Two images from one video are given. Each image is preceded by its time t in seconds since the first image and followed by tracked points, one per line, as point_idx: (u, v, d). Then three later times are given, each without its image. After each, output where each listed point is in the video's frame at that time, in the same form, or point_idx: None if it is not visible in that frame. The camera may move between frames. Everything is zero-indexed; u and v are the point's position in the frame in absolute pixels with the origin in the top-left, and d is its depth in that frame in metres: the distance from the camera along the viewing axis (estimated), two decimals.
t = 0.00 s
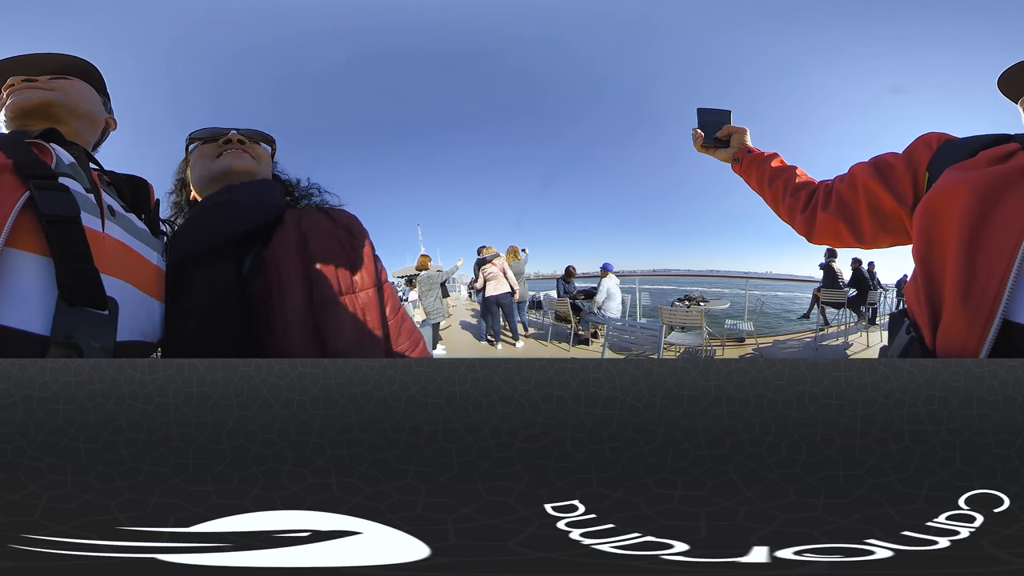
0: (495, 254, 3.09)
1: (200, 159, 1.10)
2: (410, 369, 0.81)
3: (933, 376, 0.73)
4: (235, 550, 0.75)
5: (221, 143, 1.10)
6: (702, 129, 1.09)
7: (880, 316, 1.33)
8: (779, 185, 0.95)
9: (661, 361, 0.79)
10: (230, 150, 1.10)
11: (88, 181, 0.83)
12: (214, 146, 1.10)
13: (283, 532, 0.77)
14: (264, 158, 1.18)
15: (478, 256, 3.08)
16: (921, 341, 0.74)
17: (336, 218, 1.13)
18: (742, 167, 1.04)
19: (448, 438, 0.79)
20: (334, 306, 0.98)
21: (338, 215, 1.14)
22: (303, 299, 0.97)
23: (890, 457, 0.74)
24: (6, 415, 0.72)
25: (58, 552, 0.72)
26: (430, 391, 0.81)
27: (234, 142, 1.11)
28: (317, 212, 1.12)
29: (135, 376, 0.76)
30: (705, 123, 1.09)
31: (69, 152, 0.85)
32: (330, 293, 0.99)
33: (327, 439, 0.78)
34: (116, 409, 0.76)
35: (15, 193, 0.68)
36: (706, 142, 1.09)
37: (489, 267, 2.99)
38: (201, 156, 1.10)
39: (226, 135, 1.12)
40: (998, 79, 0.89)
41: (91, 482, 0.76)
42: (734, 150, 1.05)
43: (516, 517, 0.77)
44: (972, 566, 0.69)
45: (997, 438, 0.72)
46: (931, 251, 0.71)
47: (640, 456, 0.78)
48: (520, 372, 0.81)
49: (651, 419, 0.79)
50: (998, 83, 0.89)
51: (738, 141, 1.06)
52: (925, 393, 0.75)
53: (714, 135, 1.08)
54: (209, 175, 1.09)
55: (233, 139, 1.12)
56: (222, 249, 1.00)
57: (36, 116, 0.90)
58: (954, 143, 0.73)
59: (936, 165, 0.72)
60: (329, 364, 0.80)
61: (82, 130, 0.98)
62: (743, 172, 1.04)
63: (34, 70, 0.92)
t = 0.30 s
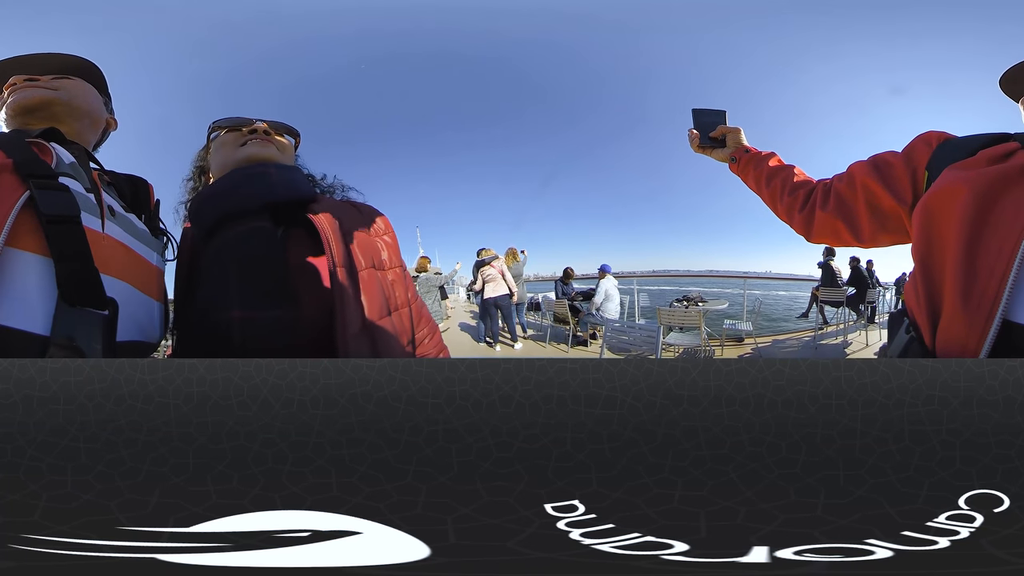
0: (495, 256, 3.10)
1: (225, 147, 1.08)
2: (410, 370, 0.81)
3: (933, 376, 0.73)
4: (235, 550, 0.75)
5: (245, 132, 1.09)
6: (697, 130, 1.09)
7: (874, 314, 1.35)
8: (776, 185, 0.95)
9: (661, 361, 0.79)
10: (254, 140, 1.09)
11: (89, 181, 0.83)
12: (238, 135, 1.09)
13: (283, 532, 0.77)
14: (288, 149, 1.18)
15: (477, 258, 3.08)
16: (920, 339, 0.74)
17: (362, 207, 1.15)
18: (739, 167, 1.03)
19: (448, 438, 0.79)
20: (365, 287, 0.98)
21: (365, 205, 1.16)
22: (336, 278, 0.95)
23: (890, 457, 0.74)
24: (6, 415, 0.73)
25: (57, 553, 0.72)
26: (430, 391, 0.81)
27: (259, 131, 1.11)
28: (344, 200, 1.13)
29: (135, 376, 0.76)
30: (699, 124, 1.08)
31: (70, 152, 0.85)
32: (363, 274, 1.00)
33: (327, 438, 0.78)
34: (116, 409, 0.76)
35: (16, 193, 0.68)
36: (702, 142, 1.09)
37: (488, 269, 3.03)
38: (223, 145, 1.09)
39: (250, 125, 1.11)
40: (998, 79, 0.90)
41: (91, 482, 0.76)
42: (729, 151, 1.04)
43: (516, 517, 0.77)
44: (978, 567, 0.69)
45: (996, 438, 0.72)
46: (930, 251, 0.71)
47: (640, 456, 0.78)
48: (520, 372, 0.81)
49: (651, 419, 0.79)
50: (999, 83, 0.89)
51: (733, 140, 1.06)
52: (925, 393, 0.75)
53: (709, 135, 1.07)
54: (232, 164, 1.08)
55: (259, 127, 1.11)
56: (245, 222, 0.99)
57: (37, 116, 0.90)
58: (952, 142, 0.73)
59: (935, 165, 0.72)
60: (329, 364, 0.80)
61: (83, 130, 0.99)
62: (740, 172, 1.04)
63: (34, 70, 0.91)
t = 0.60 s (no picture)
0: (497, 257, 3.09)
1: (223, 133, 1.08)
2: (410, 369, 0.81)
3: (933, 376, 0.73)
4: (234, 550, 0.75)
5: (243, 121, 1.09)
6: (696, 133, 1.09)
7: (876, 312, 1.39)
8: (776, 187, 0.94)
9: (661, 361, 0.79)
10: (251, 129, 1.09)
11: (88, 181, 0.83)
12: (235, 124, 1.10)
13: (283, 532, 0.77)
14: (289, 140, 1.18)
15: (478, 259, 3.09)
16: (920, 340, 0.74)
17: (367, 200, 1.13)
18: (739, 169, 1.04)
19: (448, 438, 0.79)
20: (375, 283, 0.95)
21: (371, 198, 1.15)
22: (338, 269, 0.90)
23: (890, 457, 0.74)
24: (6, 415, 0.72)
25: (57, 553, 0.72)
26: (430, 391, 0.81)
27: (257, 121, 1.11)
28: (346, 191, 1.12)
29: (135, 376, 0.76)
30: (699, 127, 1.09)
31: (69, 152, 0.85)
32: (373, 268, 0.97)
33: (327, 438, 0.78)
34: (116, 409, 0.76)
35: (16, 193, 0.68)
36: (702, 145, 1.09)
37: (491, 271, 3.07)
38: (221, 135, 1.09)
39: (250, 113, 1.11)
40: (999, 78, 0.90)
41: (91, 482, 0.76)
42: (730, 154, 1.05)
43: (516, 517, 0.77)
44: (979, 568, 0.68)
45: (996, 438, 0.72)
46: (930, 252, 0.71)
47: (640, 456, 0.78)
48: (520, 372, 0.81)
49: (651, 419, 0.79)
50: (999, 83, 0.89)
51: (734, 142, 1.06)
52: (924, 393, 0.75)
53: (710, 138, 1.08)
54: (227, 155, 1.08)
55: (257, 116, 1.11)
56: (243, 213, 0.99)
57: (38, 117, 0.90)
58: (952, 142, 0.73)
59: (935, 164, 0.72)
60: (329, 364, 0.80)
61: (83, 129, 0.99)
62: (739, 174, 1.04)
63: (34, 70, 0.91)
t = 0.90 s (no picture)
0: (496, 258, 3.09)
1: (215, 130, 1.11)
2: (410, 369, 0.81)
3: (933, 376, 0.73)
4: (234, 550, 0.75)
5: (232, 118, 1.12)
6: (695, 134, 1.08)
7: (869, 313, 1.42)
8: (775, 188, 0.95)
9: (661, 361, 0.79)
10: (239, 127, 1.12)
11: (87, 181, 0.83)
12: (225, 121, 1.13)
13: (283, 532, 0.77)
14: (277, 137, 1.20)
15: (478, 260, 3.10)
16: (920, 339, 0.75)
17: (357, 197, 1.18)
18: (738, 170, 1.04)
19: (448, 438, 0.79)
20: (369, 277, 1.01)
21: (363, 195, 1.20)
22: (321, 260, 0.92)
23: (890, 457, 0.74)
24: (5, 415, 0.72)
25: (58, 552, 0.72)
26: (430, 391, 0.81)
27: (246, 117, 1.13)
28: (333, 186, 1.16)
29: (135, 376, 0.76)
30: (696, 128, 1.09)
31: (69, 152, 0.85)
32: (365, 262, 1.02)
33: (327, 438, 0.78)
34: (116, 409, 0.76)
35: (15, 193, 0.68)
36: (700, 147, 1.09)
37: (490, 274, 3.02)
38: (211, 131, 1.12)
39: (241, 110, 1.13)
40: (998, 78, 0.90)
41: (91, 482, 0.76)
42: (728, 156, 1.06)
43: (516, 517, 0.77)
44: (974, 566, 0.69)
45: (996, 438, 0.72)
46: (928, 252, 0.72)
47: (640, 456, 0.78)
48: (520, 372, 0.81)
49: (651, 419, 0.79)
50: (997, 83, 0.89)
51: (733, 143, 1.06)
52: (925, 393, 0.75)
53: (709, 139, 1.07)
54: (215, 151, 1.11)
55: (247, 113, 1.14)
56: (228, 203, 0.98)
57: (37, 116, 0.90)
58: (951, 143, 0.73)
59: (934, 165, 0.72)
60: (329, 364, 0.79)
61: (81, 130, 0.98)
62: (737, 175, 1.04)
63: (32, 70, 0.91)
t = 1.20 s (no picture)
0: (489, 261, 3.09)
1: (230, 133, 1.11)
2: (410, 369, 0.81)
3: (933, 376, 0.73)
4: (235, 550, 0.75)
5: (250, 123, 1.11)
6: (689, 134, 1.08)
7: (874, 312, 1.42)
8: (769, 188, 0.94)
9: (661, 362, 0.79)
10: (258, 133, 1.11)
11: (88, 181, 0.83)
12: (240, 125, 1.12)
13: (283, 532, 0.77)
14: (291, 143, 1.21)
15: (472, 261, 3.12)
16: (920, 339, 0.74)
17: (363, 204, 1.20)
18: (731, 170, 1.03)
19: (448, 439, 0.79)
20: (373, 276, 1.02)
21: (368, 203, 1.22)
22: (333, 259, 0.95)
23: (890, 457, 0.74)
24: (5, 415, 0.72)
25: (58, 552, 0.72)
26: (430, 391, 0.81)
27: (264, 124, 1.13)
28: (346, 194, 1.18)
29: (135, 376, 0.76)
30: (689, 128, 1.09)
31: (69, 152, 0.85)
32: (370, 263, 1.03)
33: (327, 438, 0.78)
34: (116, 409, 0.76)
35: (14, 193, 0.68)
36: (693, 146, 1.09)
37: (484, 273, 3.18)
38: (227, 133, 1.11)
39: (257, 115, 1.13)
40: (997, 81, 0.90)
41: (90, 482, 0.76)
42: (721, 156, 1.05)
43: (516, 517, 0.77)
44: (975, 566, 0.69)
45: (996, 438, 0.72)
46: (928, 252, 0.72)
47: (640, 456, 0.78)
48: (520, 372, 0.81)
49: (651, 419, 0.79)
50: (997, 83, 0.89)
51: (727, 143, 1.05)
52: (925, 393, 0.75)
53: (702, 138, 1.07)
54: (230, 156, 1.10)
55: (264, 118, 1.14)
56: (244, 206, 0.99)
57: (36, 116, 0.91)
58: (952, 142, 0.73)
59: (936, 165, 0.72)
60: (329, 364, 0.79)
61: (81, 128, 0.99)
62: (729, 176, 1.03)
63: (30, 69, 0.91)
